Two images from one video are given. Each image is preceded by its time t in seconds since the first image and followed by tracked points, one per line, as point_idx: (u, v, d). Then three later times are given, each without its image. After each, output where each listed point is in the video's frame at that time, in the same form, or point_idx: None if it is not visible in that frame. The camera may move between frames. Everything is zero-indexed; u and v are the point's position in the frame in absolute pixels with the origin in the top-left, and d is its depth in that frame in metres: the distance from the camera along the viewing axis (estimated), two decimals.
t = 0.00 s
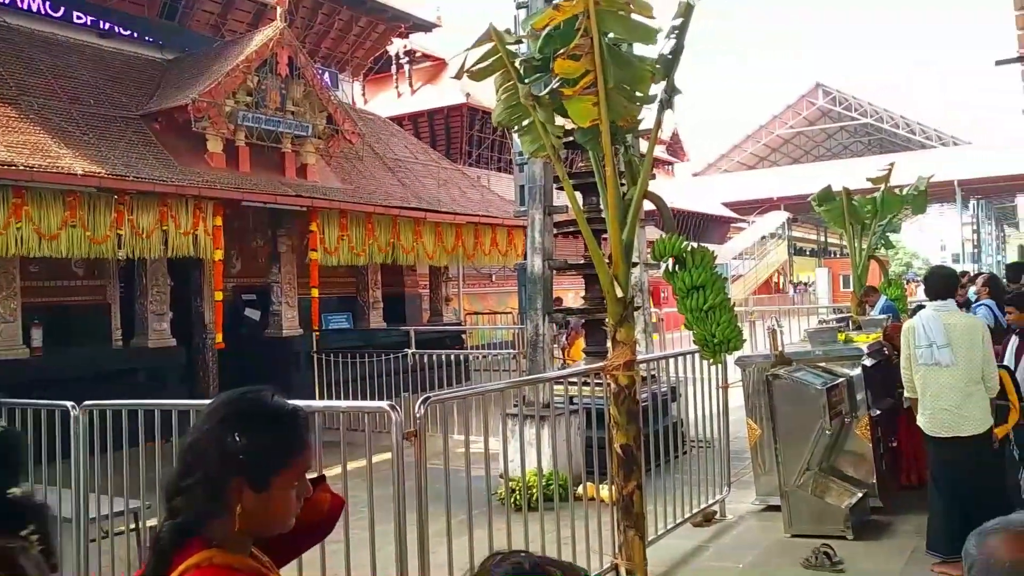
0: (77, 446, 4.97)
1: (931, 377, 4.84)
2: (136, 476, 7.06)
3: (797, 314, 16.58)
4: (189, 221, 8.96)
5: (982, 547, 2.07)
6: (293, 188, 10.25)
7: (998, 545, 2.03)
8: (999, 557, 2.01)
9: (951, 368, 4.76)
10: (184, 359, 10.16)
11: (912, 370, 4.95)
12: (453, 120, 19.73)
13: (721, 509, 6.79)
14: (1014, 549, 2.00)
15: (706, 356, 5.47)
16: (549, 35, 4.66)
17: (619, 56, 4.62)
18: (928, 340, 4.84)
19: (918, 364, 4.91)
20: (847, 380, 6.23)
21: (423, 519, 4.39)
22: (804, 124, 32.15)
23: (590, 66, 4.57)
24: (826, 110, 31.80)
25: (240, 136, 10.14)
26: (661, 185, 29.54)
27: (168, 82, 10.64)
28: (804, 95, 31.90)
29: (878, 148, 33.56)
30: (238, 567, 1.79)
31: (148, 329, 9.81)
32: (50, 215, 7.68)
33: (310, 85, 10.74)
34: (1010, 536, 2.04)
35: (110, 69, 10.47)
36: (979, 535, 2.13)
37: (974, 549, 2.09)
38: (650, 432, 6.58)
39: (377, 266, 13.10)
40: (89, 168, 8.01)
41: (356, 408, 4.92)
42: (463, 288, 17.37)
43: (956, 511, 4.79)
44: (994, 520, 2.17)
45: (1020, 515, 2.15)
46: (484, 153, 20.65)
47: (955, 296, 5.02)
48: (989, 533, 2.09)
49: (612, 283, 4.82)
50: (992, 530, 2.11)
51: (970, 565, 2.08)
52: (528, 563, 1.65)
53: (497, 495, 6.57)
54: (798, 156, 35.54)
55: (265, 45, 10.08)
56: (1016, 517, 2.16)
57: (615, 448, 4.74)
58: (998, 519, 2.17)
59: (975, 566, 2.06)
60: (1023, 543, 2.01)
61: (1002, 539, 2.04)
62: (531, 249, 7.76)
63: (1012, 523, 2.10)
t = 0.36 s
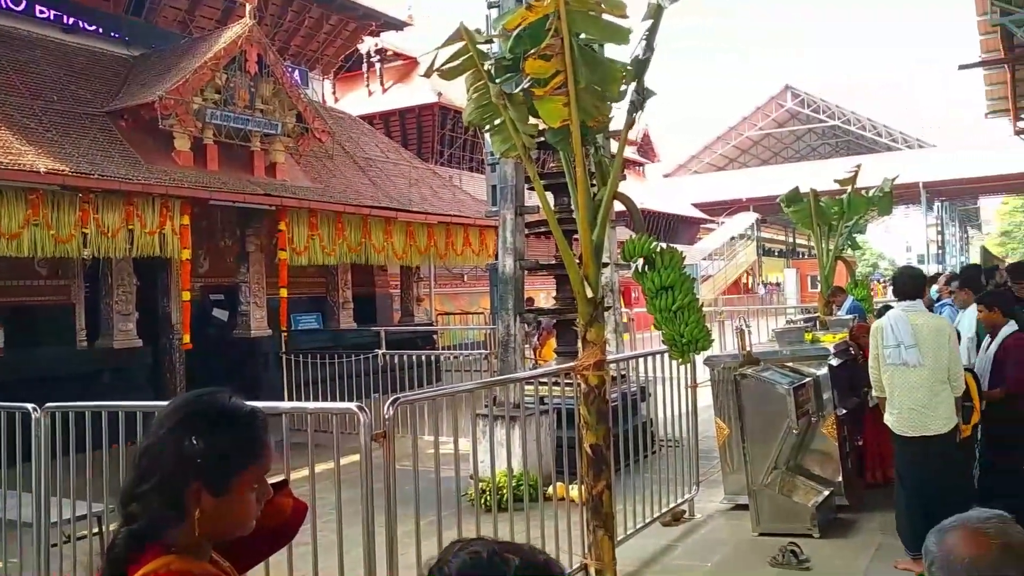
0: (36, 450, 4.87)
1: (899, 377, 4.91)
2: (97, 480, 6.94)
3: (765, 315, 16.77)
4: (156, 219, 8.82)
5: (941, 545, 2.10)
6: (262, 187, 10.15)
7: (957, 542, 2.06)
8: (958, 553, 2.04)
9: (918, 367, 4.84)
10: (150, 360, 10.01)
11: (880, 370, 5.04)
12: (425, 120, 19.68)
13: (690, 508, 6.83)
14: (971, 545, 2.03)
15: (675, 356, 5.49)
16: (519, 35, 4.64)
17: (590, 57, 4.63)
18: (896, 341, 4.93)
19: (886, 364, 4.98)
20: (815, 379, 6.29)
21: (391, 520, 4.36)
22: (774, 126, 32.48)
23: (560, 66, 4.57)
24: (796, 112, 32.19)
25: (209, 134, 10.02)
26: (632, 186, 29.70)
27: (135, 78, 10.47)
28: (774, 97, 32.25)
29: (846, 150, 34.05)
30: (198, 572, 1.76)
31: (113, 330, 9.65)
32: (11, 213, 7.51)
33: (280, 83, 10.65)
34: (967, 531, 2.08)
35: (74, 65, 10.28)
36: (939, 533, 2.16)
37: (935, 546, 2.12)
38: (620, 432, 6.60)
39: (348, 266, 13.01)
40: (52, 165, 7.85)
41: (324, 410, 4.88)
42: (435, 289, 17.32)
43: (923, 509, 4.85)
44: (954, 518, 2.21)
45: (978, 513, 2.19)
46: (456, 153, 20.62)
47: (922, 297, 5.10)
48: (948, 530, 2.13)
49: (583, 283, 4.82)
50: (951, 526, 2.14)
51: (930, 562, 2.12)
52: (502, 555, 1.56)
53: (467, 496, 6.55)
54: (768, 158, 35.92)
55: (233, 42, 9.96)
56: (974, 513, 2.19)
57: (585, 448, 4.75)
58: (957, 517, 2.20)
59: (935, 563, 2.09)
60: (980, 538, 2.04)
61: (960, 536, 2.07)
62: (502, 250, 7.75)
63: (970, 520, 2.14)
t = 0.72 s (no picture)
0: (19, 454, 4.82)
1: (891, 378, 4.91)
2: (81, 484, 6.88)
3: (752, 317, 16.85)
4: (142, 221, 8.77)
5: (923, 545, 2.11)
6: (248, 189, 10.10)
7: (939, 542, 2.08)
8: (941, 555, 2.05)
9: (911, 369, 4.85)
10: (136, 363, 9.95)
11: (872, 369, 5.01)
12: (412, 122, 19.67)
13: (677, 511, 6.84)
14: (954, 547, 2.05)
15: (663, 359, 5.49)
16: (508, 38, 4.63)
17: (577, 61, 4.63)
18: (890, 341, 4.90)
19: (879, 364, 4.96)
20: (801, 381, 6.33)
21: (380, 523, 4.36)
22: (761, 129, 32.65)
23: (548, 69, 4.57)
24: (782, 116, 32.39)
25: (195, 135, 9.96)
26: (620, 189, 29.79)
27: (120, 79, 10.41)
28: (761, 101, 32.43)
29: (832, 153, 34.28)
30: None
31: (99, 333, 9.58)
32: None
33: (266, 85, 10.61)
34: (950, 532, 2.09)
35: (59, 66, 10.21)
36: (921, 534, 2.17)
37: (917, 547, 2.13)
38: (608, 434, 6.60)
39: (335, 268, 12.97)
40: (37, 167, 7.78)
41: (311, 413, 4.85)
42: (423, 291, 17.30)
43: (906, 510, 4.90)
44: (936, 518, 2.22)
45: (959, 513, 2.20)
46: (444, 155, 20.61)
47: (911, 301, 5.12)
48: (931, 531, 2.14)
49: (571, 286, 4.82)
50: (934, 527, 2.15)
51: (913, 563, 2.13)
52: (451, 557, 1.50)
53: (455, 499, 6.53)
54: (755, 161, 36.11)
55: (219, 43, 9.92)
56: (954, 514, 2.21)
57: (574, 450, 4.74)
58: (939, 518, 2.22)
59: (918, 564, 2.10)
60: (962, 539, 2.06)
61: (943, 537, 2.09)
62: (491, 252, 7.74)
63: (951, 520, 2.15)
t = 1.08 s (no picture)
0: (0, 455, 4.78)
1: (884, 375, 4.91)
2: (65, 485, 6.84)
3: (739, 315, 16.93)
4: (127, 220, 8.72)
5: (900, 542, 2.13)
6: (234, 187, 10.06)
7: (914, 538, 2.10)
8: (918, 549, 2.07)
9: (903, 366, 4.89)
10: (121, 362, 9.89)
11: (863, 365, 4.99)
12: (400, 120, 19.63)
13: (664, 508, 6.86)
14: (930, 541, 2.07)
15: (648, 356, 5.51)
16: (495, 36, 4.62)
17: (564, 59, 4.63)
18: (884, 339, 4.91)
19: (871, 360, 4.95)
20: (787, 379, 6.36)
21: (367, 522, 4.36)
22: (748, 128, 32.78)
23: (535, 67, 4.57)
24: (769, 114, 32.52)
25: (180, 133, 9.90)
26: (608, 187, 29.84)
27: (105, 77, 10.34)
28: (748, 99, 32.54)
29: (819, 152, 34.46)
30: None
31: (83, 332, 9.52)
32: None
33: (252, 83, 10.56)
34: (925, 527, 2.11)
35: (43, 63, 10.13)
36: (896, 530, 2.19)
37: (894, 544, 2.14)
38: (596, 432, 6.61)
39: (322, 267, 12.94)
40: (20, 166, 7.72)
41: (298, 412, 4.83)
42: (410, 289, 17.27)
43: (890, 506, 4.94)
44: (908, 513, 2.25)
45: (930, 507, 2.23)
46: (432, 153, 20.59)
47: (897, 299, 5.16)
48: (906, 527, 2.16)
49: (558, 284, 4.82)
50: (908, 523, 2.18)
51: (890, 560, 2.14)
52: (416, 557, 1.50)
53: (443, 497, 6.52)
54: (742, 159, 36.25)
55: (205, 41, 9.87)
56: (926, 508, 2.24)
57: (561, 448, 4.75)
58: (912, 513, 2.24)
59: (896, 561, 2.11)
60: (937, 534, 2.08)
61: (917, 532, 2.11)
62: (478, 250, 7.74)
63: (924, 515, 2.18)
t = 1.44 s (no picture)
0: None
1: (867, 375, 4.95)
2: (48, 487, 6.79)
3: (725, 315, 17.01)
4: (113, 221, 8.66)
5: (878, 540, 2.14)
6: (220, 187, 10.02)
7: (893, 535, 2.11)
8: (896, 546, 2.08)
9: (887, 366, 4.92)
10: (106, 364, 9.83)
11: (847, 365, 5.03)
12: (387, 121, 19.60)
13: (651, 508, 6.88)
14: (908, 538, 2.08)
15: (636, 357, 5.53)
16: (482, 37, 4.61)
17: (550, 60, 4.63)
18: (868, 339, 4.95)
19: (855, 360, 5.00)
20: (773, 379, 6.40)
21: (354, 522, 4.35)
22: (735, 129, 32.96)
23: (521, 68, 4.56)
24: (756, 116, 32.69)
25: (166, 134, 9.86)
26: (596, 188, 29.92)
27: (89, 77, 10.27)
28: (736, 100, 32.68)
29: (805, 153, 34.66)
30: None
31: (68, 333, 9.45)
32: None
33: (239, 83, 10.54)
34: (903, 523, 2.13)
35: (26, 63, 10.05)
36: (875, 527, 2.21)
37: (873, 542, 2.16)
38: (584, 432, 6.61)
39: (309, 268, 12.90)
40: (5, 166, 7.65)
41: (284, 414, 4.81)
42: (398, 290, 17.25)
43: (874, 505, 4.98)
44: (886, 510, 2.27)
45: (907, 504, 2.25)
46: (419, 154, 20.56)
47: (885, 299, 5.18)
48: (885, 524, 2.17)
49: (545, 285, 4.82)
50: (887, 520, 2.19)
51: (868, 557, 2.15)
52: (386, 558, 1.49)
53: (430, 498, 6.51)
54: (729, 160, 36.40)
55: (191, 41, 9.82)
56: (903, 504, 2.26)
57: (548, 448, 4.75)
58: (890, 510, 2.26)
59: (874, 558, 2.12)
60: (915, 530, 2.10)
61: (896, 528, 2.13)
62: (466, 251, 7.73)
63: (902, 511, 2.20)
